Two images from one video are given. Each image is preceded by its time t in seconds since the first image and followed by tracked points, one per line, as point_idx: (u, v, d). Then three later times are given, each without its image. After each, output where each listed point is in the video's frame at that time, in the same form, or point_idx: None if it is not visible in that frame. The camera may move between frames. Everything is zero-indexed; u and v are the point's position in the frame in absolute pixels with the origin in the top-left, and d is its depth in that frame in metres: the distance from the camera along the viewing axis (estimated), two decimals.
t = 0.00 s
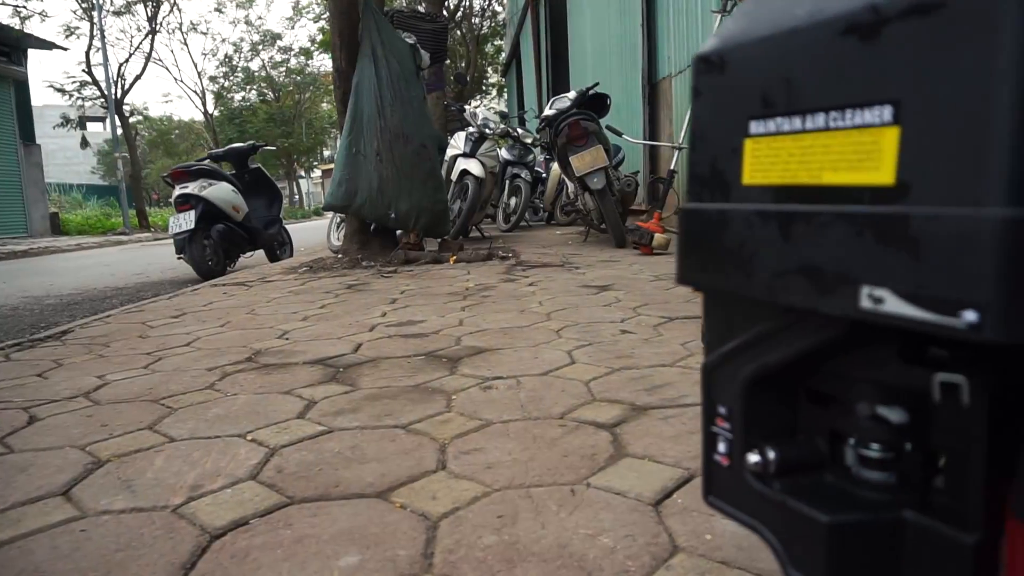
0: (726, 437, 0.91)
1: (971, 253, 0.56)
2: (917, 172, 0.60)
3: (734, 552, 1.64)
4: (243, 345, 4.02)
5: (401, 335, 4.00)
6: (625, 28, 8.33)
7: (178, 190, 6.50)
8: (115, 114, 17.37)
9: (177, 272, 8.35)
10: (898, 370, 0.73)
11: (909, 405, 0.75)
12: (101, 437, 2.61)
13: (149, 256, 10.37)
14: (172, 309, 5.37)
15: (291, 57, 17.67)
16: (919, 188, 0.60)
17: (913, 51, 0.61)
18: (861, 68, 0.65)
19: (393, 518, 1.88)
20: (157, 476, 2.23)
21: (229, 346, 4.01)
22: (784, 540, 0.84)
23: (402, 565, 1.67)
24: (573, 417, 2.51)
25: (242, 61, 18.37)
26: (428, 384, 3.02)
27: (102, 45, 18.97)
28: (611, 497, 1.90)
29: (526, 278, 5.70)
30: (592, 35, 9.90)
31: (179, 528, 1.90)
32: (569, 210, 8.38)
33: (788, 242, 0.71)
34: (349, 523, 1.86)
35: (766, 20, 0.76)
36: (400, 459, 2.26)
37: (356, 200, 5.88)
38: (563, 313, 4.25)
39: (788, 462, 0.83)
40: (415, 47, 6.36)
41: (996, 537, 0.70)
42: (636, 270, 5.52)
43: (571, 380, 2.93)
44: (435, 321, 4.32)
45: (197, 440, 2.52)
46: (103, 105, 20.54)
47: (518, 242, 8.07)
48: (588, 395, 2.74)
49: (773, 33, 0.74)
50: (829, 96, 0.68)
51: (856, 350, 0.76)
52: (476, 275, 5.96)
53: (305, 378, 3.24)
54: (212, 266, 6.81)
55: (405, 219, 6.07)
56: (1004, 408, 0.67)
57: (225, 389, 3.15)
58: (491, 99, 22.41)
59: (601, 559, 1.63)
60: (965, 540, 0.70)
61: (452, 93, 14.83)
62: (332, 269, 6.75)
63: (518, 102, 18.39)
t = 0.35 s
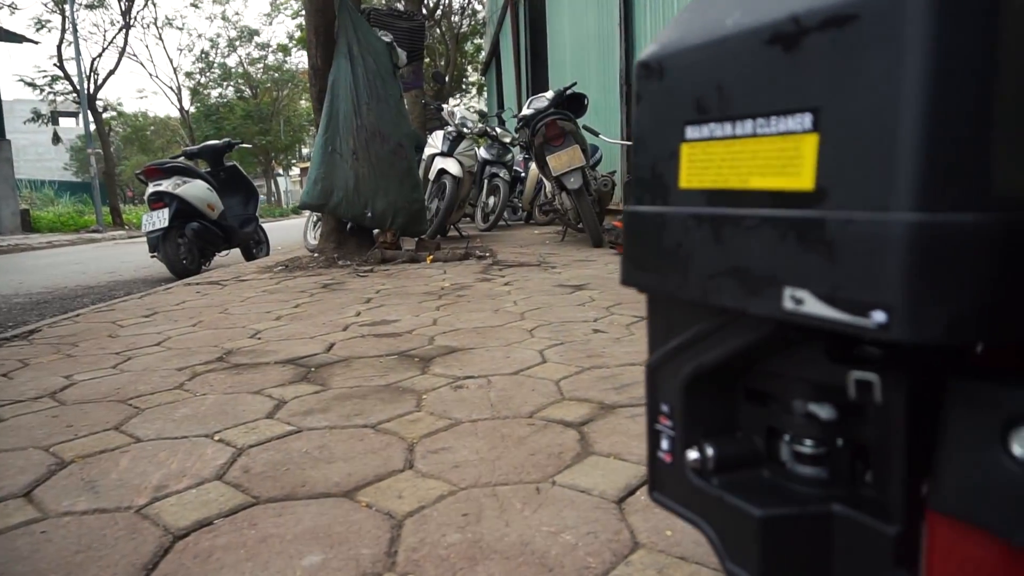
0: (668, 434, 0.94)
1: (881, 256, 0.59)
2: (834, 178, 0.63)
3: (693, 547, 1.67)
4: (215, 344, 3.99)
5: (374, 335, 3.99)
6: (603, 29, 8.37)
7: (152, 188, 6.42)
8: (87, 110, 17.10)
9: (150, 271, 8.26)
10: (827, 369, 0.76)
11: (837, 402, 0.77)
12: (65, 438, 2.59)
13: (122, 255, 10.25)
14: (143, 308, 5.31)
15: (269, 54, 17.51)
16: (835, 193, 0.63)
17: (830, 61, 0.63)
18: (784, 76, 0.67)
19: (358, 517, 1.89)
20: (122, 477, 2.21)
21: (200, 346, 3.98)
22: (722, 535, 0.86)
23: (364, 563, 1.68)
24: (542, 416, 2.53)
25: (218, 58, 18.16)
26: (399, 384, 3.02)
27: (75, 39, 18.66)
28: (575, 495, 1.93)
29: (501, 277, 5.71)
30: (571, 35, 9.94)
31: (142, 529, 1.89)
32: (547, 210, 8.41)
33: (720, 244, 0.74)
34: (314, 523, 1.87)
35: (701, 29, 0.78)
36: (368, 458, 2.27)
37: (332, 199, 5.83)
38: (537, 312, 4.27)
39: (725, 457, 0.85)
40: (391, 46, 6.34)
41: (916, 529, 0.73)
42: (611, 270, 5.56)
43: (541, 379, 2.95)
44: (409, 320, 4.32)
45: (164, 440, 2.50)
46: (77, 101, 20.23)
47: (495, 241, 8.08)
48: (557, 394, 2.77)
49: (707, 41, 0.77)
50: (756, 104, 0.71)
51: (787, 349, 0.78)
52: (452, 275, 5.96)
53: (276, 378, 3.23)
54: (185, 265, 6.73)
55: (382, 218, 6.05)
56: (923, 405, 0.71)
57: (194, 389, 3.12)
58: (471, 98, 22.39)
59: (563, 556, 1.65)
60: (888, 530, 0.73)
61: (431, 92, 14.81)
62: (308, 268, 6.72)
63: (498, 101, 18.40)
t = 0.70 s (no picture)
0: (604, 425, 0.96)
1: (784, 248, 0.61)
2: (743, 174, 0.65)
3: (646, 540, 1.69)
4: (178, 344, 3.95)
5: (341, 334, 3.98)
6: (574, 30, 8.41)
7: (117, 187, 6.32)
8: (51, 107, 16.74)
9: (115, 271, 8.13)
10: (747, 359, 0.78)
11: (758, 391, 0.80)
12: (19, 440, 2.54)
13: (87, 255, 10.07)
14: (106, 308, 5.22)
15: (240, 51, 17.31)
16: (745, 188, 0.65)
17: (740, 60, 0.65)
18: (699, 76, 0.70)
19: (315, 515, 1.89)
20: (76, 479, 2.18)
21: (163, 346, 3.93)
22: (652, 521, 0.88)
23: (320, 560, 1.68)
24: (504, 413, 2.55)
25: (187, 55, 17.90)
26: (363, 382, 3.02)
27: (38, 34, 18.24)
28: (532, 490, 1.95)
29: (471, 276, 5.72)
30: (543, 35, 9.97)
31: (95, 530, 1.86)
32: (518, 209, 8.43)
33: (643, 237, 0.76)
34: (270, 521, 1.86)
35: (628, 29, 0.81)
36: (328, 457, 2.26)
37: (301, 199, 5.77)
38: (504, 311, 4.29)
39: (655, 447, 0.87)
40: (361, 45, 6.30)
41: (832, 513, 0.76)
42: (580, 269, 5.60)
43: (504, 377, 2.97)
44: (376, 319, 4.31)
45: (121, 441, 2.47)
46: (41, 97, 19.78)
47: (467, 241, 8.09)
48: (520, 391, 2.79)
49: (633, 41, 0.79)
50: (675, 102, 0.73)
51: (709, 341, 0.81)
52: (421, 274, 5.96)
53: (239, 378, 3.21)
54: (151, 265, 6.63)
55: (352, 217, 6.02)
56: (835, 392, 0.73)
57: (155, 389, 3.09)
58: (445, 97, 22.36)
59: (517, 550, 1.66)
60: (804, 515, 0.76)
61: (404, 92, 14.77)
62: (276, 267, 6.67)
63: (471, 101, 18.39)
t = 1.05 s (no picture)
0: (552, 420, 0.96)
1: (711, 243, 0.62)
2: (674, 170, 0.66)
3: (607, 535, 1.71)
4: (143, 345, 3.89)
5: (310, 334, 3.95)
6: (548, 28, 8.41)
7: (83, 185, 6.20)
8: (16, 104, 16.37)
9: (82, 271, 7.98)
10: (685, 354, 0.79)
11: (698, 385, 0.81)
12: None
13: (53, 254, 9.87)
14: (70, 309, 5.13)
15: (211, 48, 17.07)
16: (675, 184, 0.66)
17: (671, 58, 0.66)
18: (633, 73, 0.71)
19: (277, 515, 1.88)
20: (33, 482, 2.14)
21: (128, 347, 3.86)
22: (596, 515, 0.89)
23: (280, 561, 1.67)
24: (471, 412, 2.55)
25: (157, 51, 17.61)
26: (331, 382, 3.00)
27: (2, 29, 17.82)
28: (496, 488, 1.95)
29: (444, 275, 5.71)
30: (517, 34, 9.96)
31: (51, 534, 1.83)
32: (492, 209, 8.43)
33: (583, 233, 0.77)
34: (231, 522, 1.85)
35: (569, 27, 0.81)
36: (292, 457, 2.25)
37: (271, 198, 5.70)
38: (476, 310, 4.29)
39: (599, 441, 0.88)
40: (332, 43, 6.24)
41: (768, 504, 0.77)
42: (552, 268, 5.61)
43: (473, 375, 2.97)
44: (347, 319, 4.28)
45: (81, 444, 2.43)
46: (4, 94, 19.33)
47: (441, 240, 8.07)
48: (488, 389, 2.79)
49: (573, 39, 0.80)
50: (612, 99, 0.74)
51: (651, 336, 0.82)
52: (394, 273, 5.93)
53: (205, 378, 3.17)
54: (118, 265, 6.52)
55: (324, 216, 5.98)
56: (768, 384, 0.75)
57: (118, 390, 3.04)
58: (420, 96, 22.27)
59: (479, 548, 1.67)
60: (740, 506, 0.77)
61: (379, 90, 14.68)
62: (247, 267, 6.59)
63: (446, 100, 18.34)
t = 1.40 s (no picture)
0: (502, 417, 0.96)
1: (642, 238, 0.63)
2: (609, 166, 0.67)
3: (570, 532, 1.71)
4: (109, 346, 3.82)
5: (280, 334, 3.91)
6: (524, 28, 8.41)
7: (49, 184, 6.08)
8: None
9: (49, 271, 7.82)
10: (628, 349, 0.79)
11: (641, 380, 0.81)
12: None
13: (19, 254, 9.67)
14: (35, 310, 5.02)
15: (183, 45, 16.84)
16: (610, 180, 0.67)
17: (605, 54, 0.66)
18: (571, 69, 0.71)
19: (240, 516, 1.86)
20: None
21: (93, 348, 3.80)
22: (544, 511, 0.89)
23: (240, 563, 1.65)
24: (439, 411, 2.55)
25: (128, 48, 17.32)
26: (299, 382, 2.98)
27: None
28: (461, 486, 1.95)
29: (418, 275, 5.69)
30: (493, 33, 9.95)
31: (5, 539, 1.79)
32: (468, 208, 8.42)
33: (525, 229, 0.77)
34: (192, 524, 1.82)
35: (512, 24, 0.82)
36: (257, 458, 2.22)
37: (243, 198, 5.62)
38: (448, 309, 4.28)
39: (547, 436, 0.88)
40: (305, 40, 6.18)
41: (708, 496, 0.78)
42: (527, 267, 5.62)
43: (443, 374, 2.97)
44: (318, 318, 4.25)
45: (41, 446, 2.38)
46: None
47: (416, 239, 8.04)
48: (457, 388, 2.78)
49: (515, 36, 0.80)
50: (551, 96, 0.74)
51: (595, 331, 0.82)
52: (368, 273, 5.90)
53: (171, 379, 3.12)
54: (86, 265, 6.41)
55: (298, 215, 5.92)
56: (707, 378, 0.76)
57: (80, 392, 2.98)
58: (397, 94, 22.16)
59: (442, 546, 1.66)
60: (682, 499, 0.78)
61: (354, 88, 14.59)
62: (219, 267, 6.52)
63: (423, 98, 18.27)
